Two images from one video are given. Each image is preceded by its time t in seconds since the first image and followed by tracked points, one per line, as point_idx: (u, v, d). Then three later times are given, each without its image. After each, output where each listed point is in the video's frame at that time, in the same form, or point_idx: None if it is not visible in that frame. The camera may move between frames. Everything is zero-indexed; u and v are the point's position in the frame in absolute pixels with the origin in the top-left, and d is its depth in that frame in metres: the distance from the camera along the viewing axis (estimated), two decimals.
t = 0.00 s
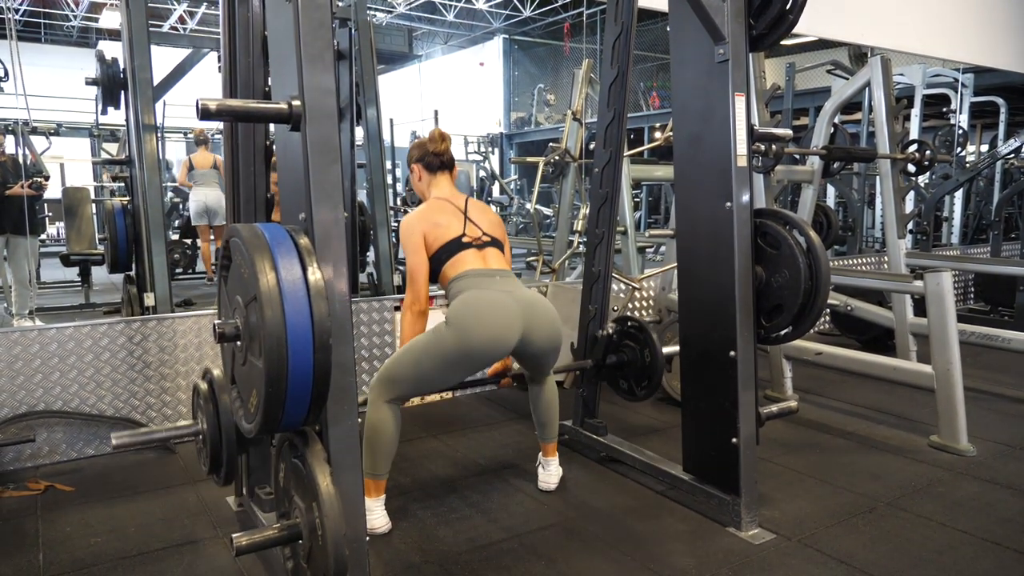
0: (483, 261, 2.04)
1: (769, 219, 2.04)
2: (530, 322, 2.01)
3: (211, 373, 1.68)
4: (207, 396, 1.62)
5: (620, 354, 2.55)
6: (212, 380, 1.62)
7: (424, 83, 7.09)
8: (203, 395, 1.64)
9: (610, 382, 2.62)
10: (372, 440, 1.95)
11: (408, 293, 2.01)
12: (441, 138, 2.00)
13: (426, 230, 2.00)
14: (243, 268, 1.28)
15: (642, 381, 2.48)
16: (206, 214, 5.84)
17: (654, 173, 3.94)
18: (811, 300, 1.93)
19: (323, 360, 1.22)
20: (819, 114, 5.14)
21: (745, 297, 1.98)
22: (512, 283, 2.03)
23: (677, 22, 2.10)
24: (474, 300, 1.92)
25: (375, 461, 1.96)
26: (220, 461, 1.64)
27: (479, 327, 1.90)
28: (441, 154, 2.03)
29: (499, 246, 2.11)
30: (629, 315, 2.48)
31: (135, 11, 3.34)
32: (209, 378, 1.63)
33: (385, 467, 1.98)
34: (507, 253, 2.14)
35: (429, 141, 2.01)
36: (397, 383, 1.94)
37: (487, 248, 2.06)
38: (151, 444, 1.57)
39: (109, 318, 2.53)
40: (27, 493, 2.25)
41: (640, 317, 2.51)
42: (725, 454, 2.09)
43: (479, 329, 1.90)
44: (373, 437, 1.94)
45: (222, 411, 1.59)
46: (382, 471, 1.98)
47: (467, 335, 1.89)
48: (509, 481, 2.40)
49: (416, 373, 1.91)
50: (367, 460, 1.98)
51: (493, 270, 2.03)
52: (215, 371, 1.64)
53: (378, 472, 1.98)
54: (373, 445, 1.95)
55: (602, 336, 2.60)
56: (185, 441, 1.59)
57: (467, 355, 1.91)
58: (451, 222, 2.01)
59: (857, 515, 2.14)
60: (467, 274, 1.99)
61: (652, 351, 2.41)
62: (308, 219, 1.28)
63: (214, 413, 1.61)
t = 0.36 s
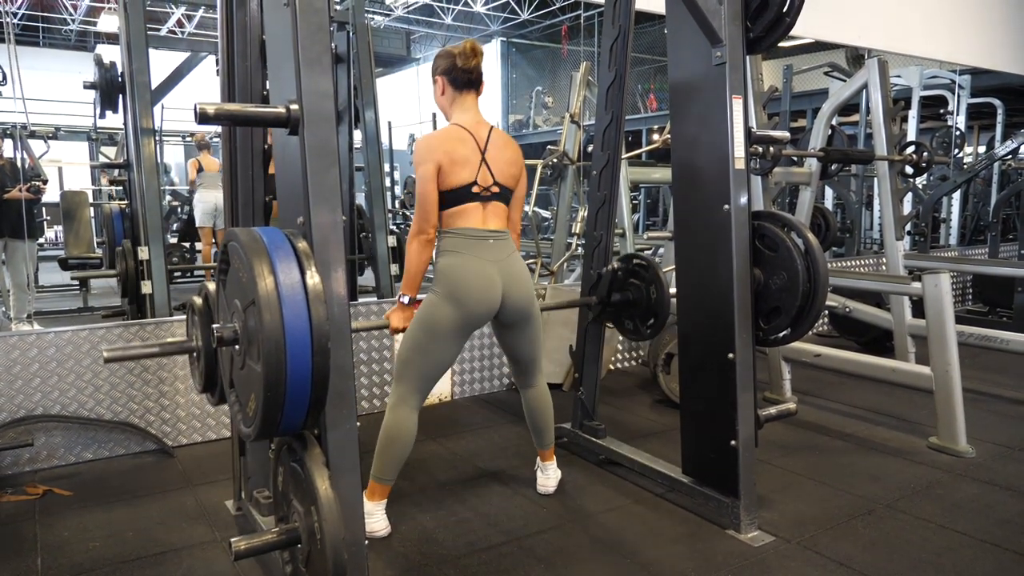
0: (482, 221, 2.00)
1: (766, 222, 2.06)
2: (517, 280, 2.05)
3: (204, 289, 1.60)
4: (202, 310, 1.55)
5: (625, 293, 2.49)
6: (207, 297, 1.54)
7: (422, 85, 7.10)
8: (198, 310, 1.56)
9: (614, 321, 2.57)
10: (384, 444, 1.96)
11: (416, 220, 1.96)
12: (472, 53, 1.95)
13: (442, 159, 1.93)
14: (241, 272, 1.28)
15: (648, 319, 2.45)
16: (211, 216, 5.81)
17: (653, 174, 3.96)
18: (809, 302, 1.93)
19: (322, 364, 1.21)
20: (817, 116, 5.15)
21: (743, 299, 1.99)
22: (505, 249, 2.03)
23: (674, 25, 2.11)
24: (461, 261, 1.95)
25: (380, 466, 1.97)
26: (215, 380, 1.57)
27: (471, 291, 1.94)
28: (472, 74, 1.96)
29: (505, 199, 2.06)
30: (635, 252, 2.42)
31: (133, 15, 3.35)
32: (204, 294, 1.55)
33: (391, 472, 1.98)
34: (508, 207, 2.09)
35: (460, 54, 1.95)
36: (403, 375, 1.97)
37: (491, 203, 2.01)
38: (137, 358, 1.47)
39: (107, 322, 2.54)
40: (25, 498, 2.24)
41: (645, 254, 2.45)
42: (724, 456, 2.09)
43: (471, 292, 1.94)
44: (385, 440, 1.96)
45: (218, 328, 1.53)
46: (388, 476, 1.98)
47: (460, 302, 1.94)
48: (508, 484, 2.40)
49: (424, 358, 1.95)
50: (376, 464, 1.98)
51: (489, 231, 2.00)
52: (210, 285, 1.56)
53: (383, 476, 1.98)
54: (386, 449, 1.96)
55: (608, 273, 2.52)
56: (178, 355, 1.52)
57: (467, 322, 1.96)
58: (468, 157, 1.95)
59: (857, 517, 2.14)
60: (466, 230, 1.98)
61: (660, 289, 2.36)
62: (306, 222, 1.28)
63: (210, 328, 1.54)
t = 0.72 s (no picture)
0: (490, 231, 1.99)
1: (767, 224, 2.06)
2: (516, 283, 2.05)
3: (203, 287, 1.60)
4: (202, 305, 1.53)
5: (626, 290, 2.51)
6: (207, 292, 1.53)
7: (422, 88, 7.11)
8: (198, 304, 1.55)
9: (615, 319, 2.59)
10: (386, 445, 1.96)
11: (427, 221, 1.92)
12: (499, 50, 1.92)
13: (463, 169, 1.89)
14: (242, 274, 1.28)
15: (649, 316, 2.48)
16: (216, 218, 5.82)
17: (653, 177, 3.96)
18: (809, 304, 1.93)
19: (323, 366, 1.21)
20: (817, 118, 5.15)
21: (744, 301, 1.99)
22: (508, 256, 2.04)
23: (674, 28, 2.11)
24: (461, 263, 1.96)
25: (382, 468, 1.97)
26: (214, 377, 1.52)
27: (470, 291, 1.95)
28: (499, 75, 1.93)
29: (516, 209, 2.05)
30: (636, 250, 2.43)
31: (134, 18, 3.35)
32: (205, 287, 1.55)
33: (392, 474, 1.98)
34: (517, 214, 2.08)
35: (487, 50, 1.91)
36: (402, 377, 1.97)
37: (501, 212, 2.00)
38: (137, 355, 1.44)
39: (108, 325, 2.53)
40: (26, 500, 2.24)
41: (645, 250, 2.47)
42: (724, 458, 2.09)
43: (470, 291, 1.95)
44: (387, 442, 1.96)
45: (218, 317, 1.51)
46: (390, 478, 1.98)
47: (459, 301, 1.95)
48: (509, 486, 2.40)
49: (423, 360, 1.95)
50: (378, 466, 1.98)
51: (495, 240, 2.00)
52: (210, 280, 1.56)
53: (385, 478, 1.98)
54: (388, 451, 1.96)
55: (609, 270, 2.52)
56: (178, 349, 1.48)
57: (466, 321, 1.97)
58: (489, 165, 1.92)
59: (857, 519, 2.13)
60: (466, 239, 1.97)
61: (661, 286, 2.38)
62: (307, 224, 1.28)
63: (210, 316, 1.52)
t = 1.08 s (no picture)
0: (489, 230, 1.99)
1: (768, 223, 2.05)
2: (516, 284, 2.05)
3: (204, 286, 1.62)
4: (203, 307, 1.56)
5: (627, 291, 2.50)
6: (207, 293, 1.56)
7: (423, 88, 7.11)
8: (199, 306, 1.57)
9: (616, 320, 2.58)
10: (387, 444, 1.96)
11: (427, 221, 1.92)
12: (500, 50, 1.92)
13: (462, 168, 1.88)
14: (243, 274, 1.28)
15: (650, 317, 2.46)
16: (215, 219, 5.79)
17: (654, 177, 3.96)
18: (811, 304, 1.93)
19: (324, 367, 1.22)
20: (818, 118, 5.15)
21: (745, 300, 1.99)
22: (509, 256, 2.04)
23: (675, 28, 2.11)
24: (461, 262, 1.96)
25: (382, 468, 1.97)
26: (217, 376, 1.58)
27: (470, 290, 1.95)
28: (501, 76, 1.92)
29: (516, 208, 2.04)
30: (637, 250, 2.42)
31: (134, 18, 3.36)
32: (205, 290, 1.57)
33: (392, 474, 1.98)
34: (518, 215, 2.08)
35: (488, 50, 1.91)
36: (404, 377, 1.97)
37: (501, 212, 2.00)
38: (140, 355, 1.47)
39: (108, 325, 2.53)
40: (27, 500, 2.25)
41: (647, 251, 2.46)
42: (725, 458, 2.09)
43: (470, 290, 1.95)
44: (388, 442, 1.96)
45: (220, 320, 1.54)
46: (390, 478, 1.98)
47: (458, 300, 1.95)
48: (510, 486, 2.40)
49: (422, 360, 1.95)
50: (378, 465, 1.98)
51: (495, 240, 2.00)
52: (211, 281, 1.58)
53: (386, 477, 1.98)
54: (388, 450, 1.96)
55: (610, 270, 2.51)
56: (180, 351, 1.52)
57: (466, 321, 1.96)
58: (490, 165, 1.92)
59: (858, 520, 2.13)
60: (466, 240, 1.97)
61: (661, 286, 2.37)
62: (308, 224, 1.28)
63: (212, 321, 1.55)
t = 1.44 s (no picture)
0: (487, 227, 1.99)
1: (768, 224, 2.05)
2: (522, 288, 2.03)
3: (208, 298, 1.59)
4: (206, 323, 1.55)
5: (626, 302, 2.50)
6: (209, 309, 1.55)
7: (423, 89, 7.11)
8: (201, 322, 1.56)
9: (615, 330, 2.57)
10: (386, 444, 1.96)
11: (421, 228, 1.93)
12: (478, 60, 1.91)
13: (449, 166, 1.92)
14: (244, 274, 1.28)
15: (649, 328, 2.45)
16: (206, 218, 5.79)
17: (655, 177, 3.96)
18: (811, 304, 1.93)
19: (324, 367, 1.22)
20: (818, 119, 5.15)
21: (746, 301, 1.99)
22: (511, 253, 2.02)
23: (677, 28, 2.11)
24: (464, 268, 1.94)
25: (382, 468, 1.97)
26: (217, 391, 1.59)
27: (475, 296, 1.93)
28: (477, 83, 1.94)
29: (510, 206, 2.05)
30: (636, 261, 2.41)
31: (135, 18, 3.35)
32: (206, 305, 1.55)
33: (392, 474, 1.98)
34: (513, 215, 2.09)
35: (465, 62, 1.91)
36: (406, 382, 1.96)
37: (496, 210, 2.01)
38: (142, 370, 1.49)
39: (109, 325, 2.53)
40: (28, 499, 2.24)
41: (646, 262, 2.45)
42: (725, 458, 2.09)
43: (476, 296, 1.93)
44: (387, 442, 1.95)
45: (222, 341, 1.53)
46: (389, 478, 1.98)
47: (463, 306, 1.92)
48: (510, 486, 2.40)
49: (424, 365, 1.93)
50: (377, 466, 1.98)
51: (495, 237, 1.99)
52: (213, 297, 1.56)
53: (385, 478, 1.98)
54: (386, 451, 1.96)
55: (608, 281, 2.51)
56: (182, 367, 1.53)
57: (471, 328, 1.94)
58: (475, 165, 1.94)
59: (858, 520, 2.13)
60: (471, 236, 1.97)
61: (661, 297, 2.36)
62: (309, 224, 1.28)
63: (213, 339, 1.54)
